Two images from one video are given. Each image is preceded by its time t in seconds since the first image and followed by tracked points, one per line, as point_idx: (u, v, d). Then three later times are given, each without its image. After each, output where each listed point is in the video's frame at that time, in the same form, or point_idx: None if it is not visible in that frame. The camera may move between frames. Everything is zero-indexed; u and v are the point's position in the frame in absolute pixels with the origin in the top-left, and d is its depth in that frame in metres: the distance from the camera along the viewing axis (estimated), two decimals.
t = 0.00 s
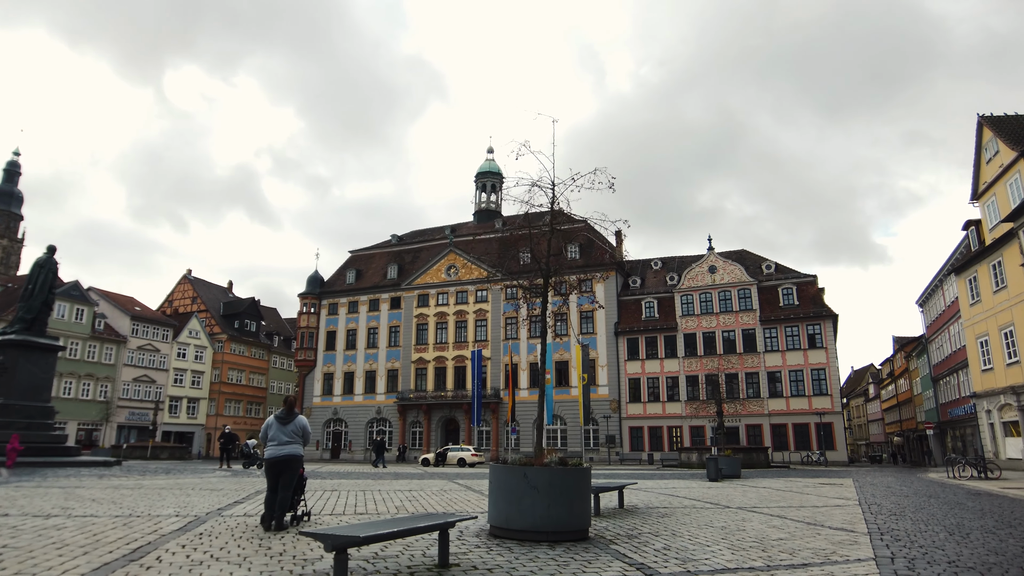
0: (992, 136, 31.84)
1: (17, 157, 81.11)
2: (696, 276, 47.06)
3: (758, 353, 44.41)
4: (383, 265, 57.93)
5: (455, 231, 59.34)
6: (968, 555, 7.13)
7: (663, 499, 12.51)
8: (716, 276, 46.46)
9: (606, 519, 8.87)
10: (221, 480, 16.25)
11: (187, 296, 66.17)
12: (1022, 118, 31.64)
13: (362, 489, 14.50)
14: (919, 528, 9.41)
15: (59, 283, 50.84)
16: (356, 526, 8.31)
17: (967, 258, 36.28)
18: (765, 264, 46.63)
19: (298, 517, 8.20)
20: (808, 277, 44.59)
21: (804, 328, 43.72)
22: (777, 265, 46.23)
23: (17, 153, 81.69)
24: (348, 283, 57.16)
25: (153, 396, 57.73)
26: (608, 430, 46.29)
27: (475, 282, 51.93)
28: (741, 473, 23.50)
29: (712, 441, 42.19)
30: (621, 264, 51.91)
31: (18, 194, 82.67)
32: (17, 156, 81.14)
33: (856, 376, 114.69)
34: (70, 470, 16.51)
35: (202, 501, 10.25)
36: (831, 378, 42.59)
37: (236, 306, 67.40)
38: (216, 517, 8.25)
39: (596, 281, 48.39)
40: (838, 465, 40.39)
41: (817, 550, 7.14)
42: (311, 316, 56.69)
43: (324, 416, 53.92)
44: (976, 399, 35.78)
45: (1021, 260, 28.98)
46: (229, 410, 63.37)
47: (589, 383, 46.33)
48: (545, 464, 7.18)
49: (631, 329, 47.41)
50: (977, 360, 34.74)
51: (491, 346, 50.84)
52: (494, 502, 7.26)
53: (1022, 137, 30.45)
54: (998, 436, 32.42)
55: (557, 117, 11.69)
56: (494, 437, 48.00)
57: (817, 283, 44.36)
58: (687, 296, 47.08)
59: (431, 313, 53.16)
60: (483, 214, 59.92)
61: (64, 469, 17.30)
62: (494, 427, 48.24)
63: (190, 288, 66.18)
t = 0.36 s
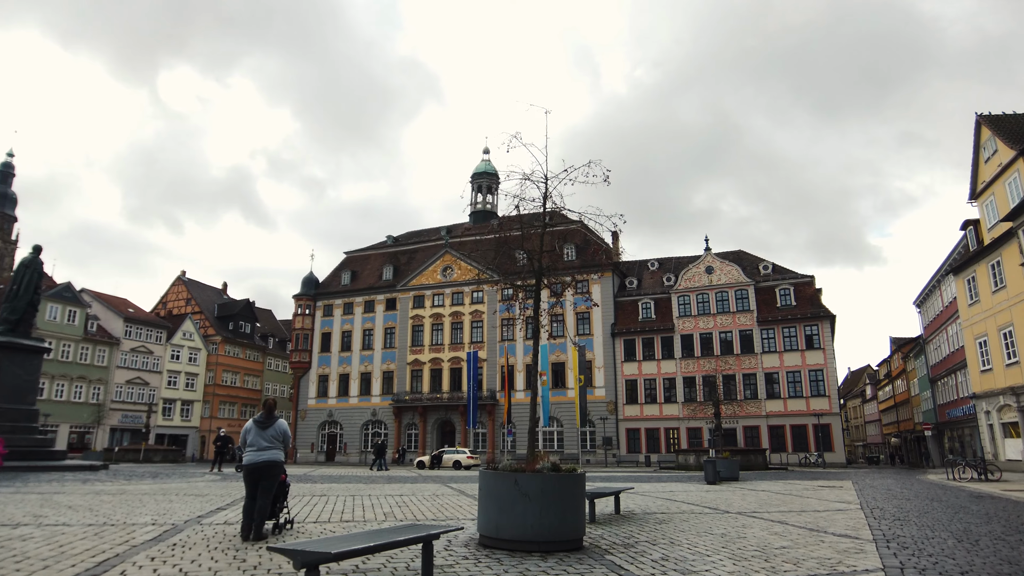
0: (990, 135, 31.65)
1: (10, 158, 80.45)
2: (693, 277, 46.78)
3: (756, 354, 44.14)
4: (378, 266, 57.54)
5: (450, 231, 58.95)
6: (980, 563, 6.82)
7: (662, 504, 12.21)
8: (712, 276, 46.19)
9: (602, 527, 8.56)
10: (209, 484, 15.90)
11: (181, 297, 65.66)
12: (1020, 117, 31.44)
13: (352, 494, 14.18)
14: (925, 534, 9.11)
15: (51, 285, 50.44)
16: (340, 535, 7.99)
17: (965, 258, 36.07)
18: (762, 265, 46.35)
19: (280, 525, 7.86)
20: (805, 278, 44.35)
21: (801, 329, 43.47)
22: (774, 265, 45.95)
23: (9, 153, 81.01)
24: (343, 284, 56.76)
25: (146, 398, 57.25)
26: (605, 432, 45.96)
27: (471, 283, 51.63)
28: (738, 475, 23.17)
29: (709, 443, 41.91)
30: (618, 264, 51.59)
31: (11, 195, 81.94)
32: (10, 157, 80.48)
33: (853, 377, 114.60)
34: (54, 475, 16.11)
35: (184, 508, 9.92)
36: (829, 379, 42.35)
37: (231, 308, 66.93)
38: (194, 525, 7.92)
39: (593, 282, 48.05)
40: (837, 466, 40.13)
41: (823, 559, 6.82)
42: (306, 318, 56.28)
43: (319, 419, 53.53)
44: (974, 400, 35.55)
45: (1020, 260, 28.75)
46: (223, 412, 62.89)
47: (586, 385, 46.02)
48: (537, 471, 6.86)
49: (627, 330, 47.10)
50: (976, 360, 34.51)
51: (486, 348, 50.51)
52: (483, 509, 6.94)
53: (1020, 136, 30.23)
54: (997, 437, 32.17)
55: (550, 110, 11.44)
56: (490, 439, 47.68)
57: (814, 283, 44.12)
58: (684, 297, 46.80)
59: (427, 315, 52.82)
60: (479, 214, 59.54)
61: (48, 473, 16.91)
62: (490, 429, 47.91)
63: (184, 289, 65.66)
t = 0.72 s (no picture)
0: (989, 135, 31.52)
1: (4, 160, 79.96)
2: (690, 279, 46.56)
3: (753, 356, 43.92)
4: (374, 268, 57.22)
5: (446, 233, 58.66)
6: (990, 566, 6.57)
7: (661, 506, 11.94)
8: (710, 278, 45.99)
9: (599, 530, 8.30)
10: (198, 487, 15.58)
11: (176, 299, 65.23)
12: (1019, 117, 31.32)
13: (343, 497, 13.88)
14: (932, 537, 8.85)
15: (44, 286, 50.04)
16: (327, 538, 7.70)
17: (963, 259, 35.92)
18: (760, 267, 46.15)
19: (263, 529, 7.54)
20: (803, 280, 44.18)
21: (799, 331, 43.27)
22: (771, 267, 45.76)
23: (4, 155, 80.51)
24: (339, 286, 56.42)
25: (141, 401, 56.80)
26: (602, 435, 45.70)
27: (467, 285, 51.38)
28: (737, 477, 22.90)
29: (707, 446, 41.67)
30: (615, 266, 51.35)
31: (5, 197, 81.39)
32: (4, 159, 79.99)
33: (849, 380, 114.53)
34: (40, 478, 15.77)
35: (167, 512, 9.63)
36: (827, 381, 42.15)
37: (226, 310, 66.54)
38: (175, 528, 7.71)
39: (590, 283, 47.77)
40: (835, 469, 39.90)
41: (827, 562, 6.57)
42: (302, 320, 55.89)
43: (314, 422, 53.17)
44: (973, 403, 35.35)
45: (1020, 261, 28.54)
46: (218, 415, 62.44)
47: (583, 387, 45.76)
48: (531, 471, 6.64)
49: (625, 332, 46.86)
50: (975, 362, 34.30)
51: (483, 350, 50.24)
52: (475, 512, 6.68)
53: (1020, 136, 30.06)
54: (997, 440, 31.94)
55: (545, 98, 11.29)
56: (487, 442, 47.40)
57: (812, 285, 43.95)
58: (681, 299, 46.55)
59: (423, 317, 52.54)
60: (476, 216, 59.29)
61: (34, 477, 16.56)
62: (487, 432, 47.61)
63: (179, 292, 65.21)
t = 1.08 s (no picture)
0: (985, 136, 31.39)
1: None
2: (686, 280, 46.34)
3: (749, 357, 43.71)
4: (368, 268, 56.81)
5: (441, 234, 58.29)
6: None
7: (656, 511, 11.66)
8: (705, 279, 45.78)
9: (594, 537, 8.04)
10: (183, 491, 15.19)
11: (168, 300, 64.66)
12: (1015, 118, 31.20)
13: (332, 501, 13.57)
14: (937, 544, 8.57)
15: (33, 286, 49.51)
16: (310, 547, 7.44)
17: (959, 260, 35.76)
18: (755, 268, 45.95)
19: (241, 537, 7.26)
20: (798, 281, 44.02)
21: (794, 332, 43.10)
22: (767, 268, 45.58)
23: None
24: (332, 286, 56.00)
25: (131, 402, 56.25)
26: (596, 437, 45.44)
27: (462, 286, 51.08)
28: (733, 479, 22.64)
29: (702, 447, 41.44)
30: (610, 267, 51.10)
31: None
32: None
33: (843, 381, 114.67)
34: (23, 482, 15.38)
35: (147, 517, 9.32)
36: (822, 383, 41.98)
37: (219, 310, 66.02)
38: (151, 536, 7.45)
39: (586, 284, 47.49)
40: (830, 471, 39.76)
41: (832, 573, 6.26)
42: (295, 321, 55.39)
43: (307, 423, 52.75)
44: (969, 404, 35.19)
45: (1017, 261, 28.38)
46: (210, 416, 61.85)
47: (578, 389, 45.50)
48: (523, 477, 6.35)
49: (620, 333, 46.61)
50: (971, 364, 34.16)
51: (477, 351, 49.94)
52: (464, 520, 6.37)
53: (1016, 137, 29.92)
54: (993, 442, 31.80)
55: (539, 88, 10.99)
56: (480, 443, 47.11)
57: (807, 286, 43.80)
58: (677, 300, 46.31)
59: (417, 317, 52.16)
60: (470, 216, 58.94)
61: (16, 480, 16.15)
62: (481, 433, 47.31)
63: (171, 292, 64.62)
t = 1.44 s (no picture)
0: (973, 137, 31.44)
1: None
2: (675, 280, 46.23)
3: (737, 358, 43.64)
4: (356, 268, 56.33)
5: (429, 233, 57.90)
6: None
7: (644, 512, 11.41)
8: (694, 280, 45.67)
9: (579, 538, 7.77)
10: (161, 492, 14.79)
11: (153, 299, 63.85)
12: (1002, 119, 31.27)
13: (312, 502, 13.25)
14: (931, 545, 8.34)
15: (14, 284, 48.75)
16: (281, 550, 7.13)
17: (947, 261, 35.81)
18: (744, 268, 45.91)
19: (209, 539, 6.95)
20: (787, 282, 44.01)
21: (782, 333, 43.07)
22: (755, 268, 45.56)
23: None
24: (319, 286, 55.49)
25: (115, 402, 55.49)
26: (585, 438, 45.23)
27: (451, 286, 50.79)
28: (721, 480, 22.43)
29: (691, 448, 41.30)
30: (600, 268, 50.94)
31: None
32: None
33: (831, 382, 115.14)
34: None
35: (114, 519, 8.96)
36: (810, 384, 41.95)
37: (204, 310, 65.29)
38: (115, 539, 7.12)
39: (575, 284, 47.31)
40: (818, 471, 39.72)
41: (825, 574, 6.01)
42: (281, 321, 54.80)
43: (293, 424, 52.20)
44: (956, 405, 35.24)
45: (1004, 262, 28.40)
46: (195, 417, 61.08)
47: (566, 389, 45.28)
48: (505, 477, 6.07)
49: (609, 334, 46.40)
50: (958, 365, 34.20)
51: (465, 351, 49.59)
52: (443, 521, 6.08)
53: (1004, 137, 29.97)
54: (980, 442, 31.83)
55: (522, 75, 10.81)
56: (468, 444, 46.78)
57: (795, 287, 43.80)
58: (666, 300, 46.19)
59: (405, 318, 51.76)
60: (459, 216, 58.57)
61: None
62: (469, 434, 46.97)
63: (156, 291, 63.83)
